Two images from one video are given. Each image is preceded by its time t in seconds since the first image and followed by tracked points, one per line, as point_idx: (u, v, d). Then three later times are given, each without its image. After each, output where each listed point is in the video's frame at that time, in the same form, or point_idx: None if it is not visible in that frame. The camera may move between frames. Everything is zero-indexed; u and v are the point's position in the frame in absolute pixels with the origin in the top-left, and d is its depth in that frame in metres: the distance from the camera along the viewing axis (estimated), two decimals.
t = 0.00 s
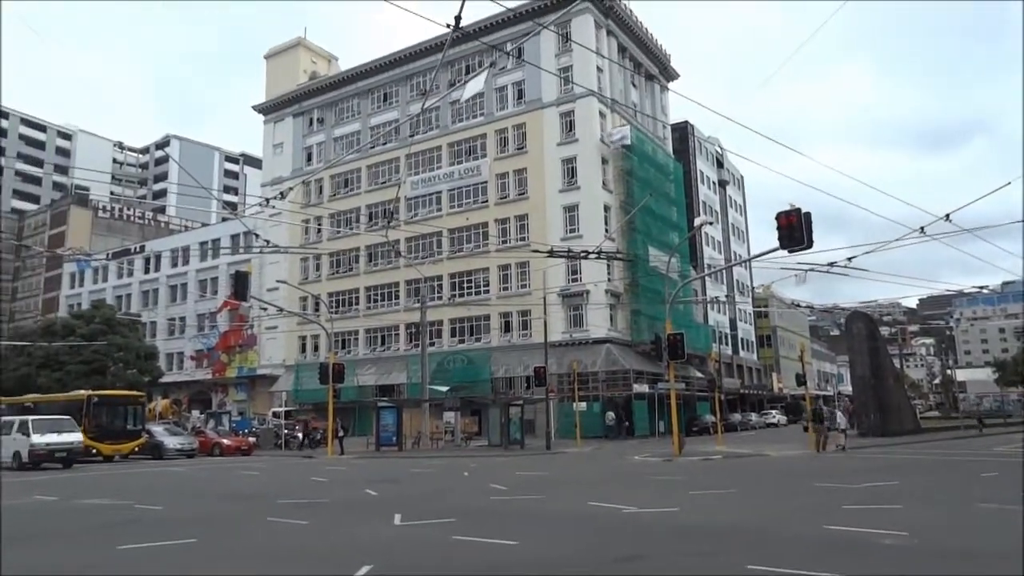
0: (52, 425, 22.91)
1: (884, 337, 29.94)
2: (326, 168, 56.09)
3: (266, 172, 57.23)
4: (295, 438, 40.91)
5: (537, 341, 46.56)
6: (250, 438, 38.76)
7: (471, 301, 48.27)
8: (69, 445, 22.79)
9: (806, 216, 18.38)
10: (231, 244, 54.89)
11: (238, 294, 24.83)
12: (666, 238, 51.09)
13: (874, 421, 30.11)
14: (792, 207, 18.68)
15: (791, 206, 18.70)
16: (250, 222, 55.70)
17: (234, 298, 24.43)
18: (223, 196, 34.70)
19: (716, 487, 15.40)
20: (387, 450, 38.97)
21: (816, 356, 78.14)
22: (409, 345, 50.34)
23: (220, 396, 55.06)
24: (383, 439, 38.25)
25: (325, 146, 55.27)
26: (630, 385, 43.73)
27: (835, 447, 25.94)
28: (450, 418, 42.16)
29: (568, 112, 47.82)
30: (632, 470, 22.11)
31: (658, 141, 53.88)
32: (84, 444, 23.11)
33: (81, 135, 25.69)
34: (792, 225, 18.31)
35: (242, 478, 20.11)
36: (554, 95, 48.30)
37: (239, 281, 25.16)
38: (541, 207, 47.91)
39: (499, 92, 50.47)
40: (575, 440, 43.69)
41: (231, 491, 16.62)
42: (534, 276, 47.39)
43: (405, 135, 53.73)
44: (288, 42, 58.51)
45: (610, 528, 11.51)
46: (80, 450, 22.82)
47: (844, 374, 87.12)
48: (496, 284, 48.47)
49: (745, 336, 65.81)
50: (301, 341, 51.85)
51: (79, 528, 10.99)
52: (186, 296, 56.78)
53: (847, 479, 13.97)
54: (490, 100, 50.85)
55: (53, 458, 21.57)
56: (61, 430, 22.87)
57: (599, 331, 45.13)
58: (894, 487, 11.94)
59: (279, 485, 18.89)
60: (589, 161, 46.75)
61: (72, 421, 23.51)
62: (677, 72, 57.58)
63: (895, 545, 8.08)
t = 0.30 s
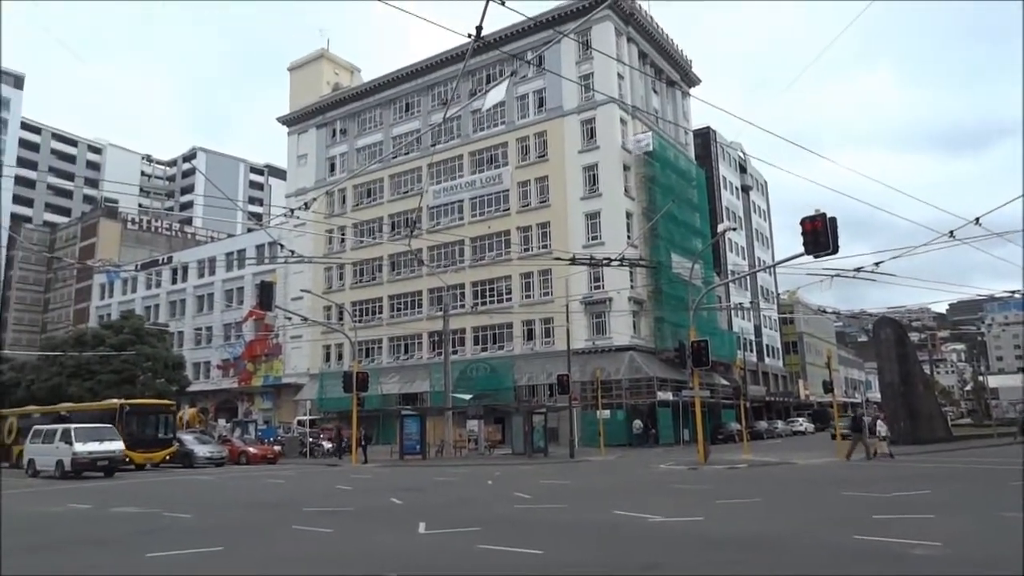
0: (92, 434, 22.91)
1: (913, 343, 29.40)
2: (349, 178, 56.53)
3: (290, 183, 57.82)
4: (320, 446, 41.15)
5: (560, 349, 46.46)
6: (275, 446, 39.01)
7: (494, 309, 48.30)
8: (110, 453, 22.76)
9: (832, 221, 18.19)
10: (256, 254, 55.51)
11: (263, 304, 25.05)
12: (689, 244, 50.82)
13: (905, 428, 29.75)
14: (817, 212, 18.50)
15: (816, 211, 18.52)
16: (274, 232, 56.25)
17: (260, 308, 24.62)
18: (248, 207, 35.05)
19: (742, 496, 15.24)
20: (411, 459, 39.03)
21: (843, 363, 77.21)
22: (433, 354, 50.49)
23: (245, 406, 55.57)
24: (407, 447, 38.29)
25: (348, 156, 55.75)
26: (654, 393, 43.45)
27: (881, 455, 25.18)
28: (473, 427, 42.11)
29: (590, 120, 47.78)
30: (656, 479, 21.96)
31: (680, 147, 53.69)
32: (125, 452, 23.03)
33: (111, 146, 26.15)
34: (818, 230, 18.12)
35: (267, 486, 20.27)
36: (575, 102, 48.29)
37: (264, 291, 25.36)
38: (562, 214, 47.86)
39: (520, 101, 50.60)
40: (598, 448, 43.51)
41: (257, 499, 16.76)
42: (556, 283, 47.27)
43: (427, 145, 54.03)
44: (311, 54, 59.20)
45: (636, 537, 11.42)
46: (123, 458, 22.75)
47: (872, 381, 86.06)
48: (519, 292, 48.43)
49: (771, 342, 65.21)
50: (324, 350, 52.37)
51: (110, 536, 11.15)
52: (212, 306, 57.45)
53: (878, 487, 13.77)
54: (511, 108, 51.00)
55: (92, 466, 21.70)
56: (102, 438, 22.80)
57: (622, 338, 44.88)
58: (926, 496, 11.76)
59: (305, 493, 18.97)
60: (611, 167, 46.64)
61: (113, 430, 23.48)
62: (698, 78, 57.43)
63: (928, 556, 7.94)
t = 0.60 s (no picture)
0: (133, 439, 22.91)
1: (942, 346, 29.37)
2: (371, 185, 56.89)
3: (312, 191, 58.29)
4: (343, 451, 41.32)
5: (582, 354, 46.35)
6: (299, 452, 39.24)
7: (515, 314, 48.29)
8: (151, 459, 22.72)
9: (857, 223, 18.02)
10: (279, 261, 56.00)
11: (286, 310, 25.23)
12: (711, 248, 50.48)
13: (934, 432, 29.21)
14: (842, 214, 18.32)
15: (840, 213, 18.35)
16: (298, 239, 56.77)
17: (283, 314, 24.77)
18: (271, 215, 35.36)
19: (767, 502, 15.06)
20: (433, 464, 39.08)
21: (869, 367, 76.28)
22: (454, 359, 50.58)
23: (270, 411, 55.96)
24: (430, 453, 38.34)
25: (369, 163, 56.11)
26: (677, 397, 43.39)
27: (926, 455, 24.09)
28: (496, 432, 42.05)
29: (610, 124, 47.66)
30: (680, 484, 21.78)
31: (701, 151, 53.42)
32: (165, 457, 22.99)
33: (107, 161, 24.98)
34: (842, 232, 17.96)
35: (291, 491, 20.40)
36: (595, 107, 48.21)
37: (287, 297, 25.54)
38: (583, 218, 47.79)
39: (540, 106, 50.65)
40: (621, 454, 43.31)
41: (281, 504, 16.86)
42: (577, 288, 47.17)
43: (447, 151, 54.24)
44: (332, 63, 59.73)
45: (660, 543, 11.34)
46: (164, 464, 22.68)
47: (900, 385, 84.98)
48: (540, 297, 48.36)
49: (795, 346, 64.57)
50: (347, 356, 52.63)
51: (136, 541, 11.25)
52: (236, 313, 58.02)
53: (906, 493, 13.57)
54: (531, 114, 51.06)
55: (131, 472, 21.76)
56: (144, 444, 22.76)
57: (644, 343, 44.62)
58: (956, 502, 11.56)
59: (329, 498, 19.06)
60: (631, 172, 46.47)
61: (154, 436, 23.46)
62: (719, 81, 57.17)
63: (959, 563, 7.81)
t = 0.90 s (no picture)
0: (171, 443, 22.79)
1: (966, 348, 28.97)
2: (389, 189, 57.14)
3: (331, 196, 58.60)
4: (363, 455, 41.43)
5: (600, 357, 46.24)
6: (319, 456, 39.43)
7: (533, 317, 48.25)
8: (189, 463, 22.63)
9: (879, 224, 17.84)
10: (299, 266, 56.35)
11: (306, 315, 25.34)
12: (730, 250, 50.19)
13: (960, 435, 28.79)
14: (864, 215, 18.15)
15: (862, 214, 18.17)
16: (317, 244, 57.11)
17: (303, 319, 24.90)
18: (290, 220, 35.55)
19: (789, 506, 14.93)
20: (453, 467, 39.10)
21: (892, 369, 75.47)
22: (473, 363, 50.60)
23: (290, 415, 56.27)
24: (448, 456, 38.38)
25: (387, 168, 56.37)
26: (697, 401, 43.01)
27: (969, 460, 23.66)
28: (514, 436, 41.98)
29: (627, 127, 47.52)
30: (701, 488, 21.64)
31: (720, 152, 53.14)
32: (203, 461, 22.84)
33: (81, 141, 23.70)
34: (864, 233, 17.79)
35: (312, 495, 20.49)
36: (612, 109, 48.09)
37: (307, 302, 25.65)
38: (601, 221, 47.67)
39: (557, 109, 50.64)
40: (640, 457, 43.13)
41: (302, 507, 16.93)
42: (595, 291, 47.04)
43: (465, 155, 54.39)
44: (350, 69, 60.05)
45: (681, 547, 11.27)
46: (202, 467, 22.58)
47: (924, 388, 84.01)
48: (558, 300, 48.32)
49: (816, 349, 64.02)
50: (366, 360, 52.81)
51: (159, 543, 11.34)
52: (257, 317, 58.44)
53: (931, 497, 13.39)
54: (548, 117, 51.06)
55: (168, 476, 21.70)
56: (183, 447, 22.66)
57: (663, 345, 44.41)
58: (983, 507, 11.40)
59: (350, 502, 19.13)
60: (649, 174, 46.26)
61: (192, 440, 23.36)
62: (738, 82, 56.90)
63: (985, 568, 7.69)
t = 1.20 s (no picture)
0: (208, 443, 22.42)
1: (990, 347, 28.65)
2: (406, 190, 57.36)
3: (348, 197, 58.86)
4: (382, 455, 41.51)
5: (617, 357, 46.12)
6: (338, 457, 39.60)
7: (551, 317, 48.24)
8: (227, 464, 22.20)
9: (900, 222, 17.66)
10: (318, 267, 56.70)
11: (325, 315, 25.45)
12: (749, 249, 49.87)
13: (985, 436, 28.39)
14: (884, 213, 17.98)
15: (882, 211, 18.01)
16: (335, 246, 57.40)
17: (322, 319, 24.98)
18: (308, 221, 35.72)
19: (811, 506, 14.81)
20: (471, 467, 39.20)
21: (915, 368, 74.64)
22: (490, 363, 50.65)
23: (309, 415, 56.56)
24: (466, 456, 38.49)
25: (404, 169, 56.57)
26: (716, 400, 42.44)
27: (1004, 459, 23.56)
28: (533, 436, 41.95)
29: (644, 126, 47.35)
30: (721, 488, 21.48)
31: (737, 151, 52.84)
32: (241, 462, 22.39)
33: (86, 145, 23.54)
34: (885, 231, 17.62)
35: (331, 495, 20.57)
36: (629, 108, 47.92)
37: (326, 303, 25.77)
38: (618, 221, 47.54)
39: (573, 109, 50.59)
40: (659, 457, 42.95)
41: (321, 507, 17.00)
42: (613, 291, 46.91)
43: (481, 155, 54.46)
44: (367, 72, 60.31)
45: (700, 547, 11.21)
46: (240, 468, 22.13)
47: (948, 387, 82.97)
48: (575, 300, 48.28)
49: (837, 348, 63.46)
50: (384, 360, 53.00)
51: (179, 543, 11.37)
52: (276, 318, 58.89)
53: (955, 498, 13.22)
54: (565, 117, 51.03)
55: (207, 477, 21.28)
56: (221, 448, 22.25)
57: (681, 345, 44.21)
58: (1007, 508, 11.25)
59: (368, 502, 19.13)
60: (666, 173, 46.04)
61: (230, 439, 22.93)
62: (755, 79, 56.56)
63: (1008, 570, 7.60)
